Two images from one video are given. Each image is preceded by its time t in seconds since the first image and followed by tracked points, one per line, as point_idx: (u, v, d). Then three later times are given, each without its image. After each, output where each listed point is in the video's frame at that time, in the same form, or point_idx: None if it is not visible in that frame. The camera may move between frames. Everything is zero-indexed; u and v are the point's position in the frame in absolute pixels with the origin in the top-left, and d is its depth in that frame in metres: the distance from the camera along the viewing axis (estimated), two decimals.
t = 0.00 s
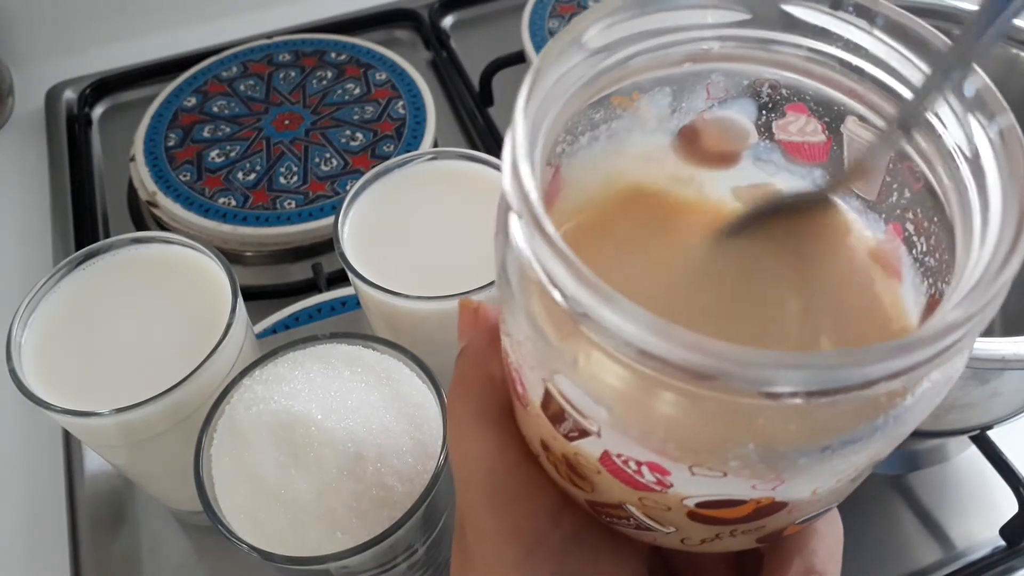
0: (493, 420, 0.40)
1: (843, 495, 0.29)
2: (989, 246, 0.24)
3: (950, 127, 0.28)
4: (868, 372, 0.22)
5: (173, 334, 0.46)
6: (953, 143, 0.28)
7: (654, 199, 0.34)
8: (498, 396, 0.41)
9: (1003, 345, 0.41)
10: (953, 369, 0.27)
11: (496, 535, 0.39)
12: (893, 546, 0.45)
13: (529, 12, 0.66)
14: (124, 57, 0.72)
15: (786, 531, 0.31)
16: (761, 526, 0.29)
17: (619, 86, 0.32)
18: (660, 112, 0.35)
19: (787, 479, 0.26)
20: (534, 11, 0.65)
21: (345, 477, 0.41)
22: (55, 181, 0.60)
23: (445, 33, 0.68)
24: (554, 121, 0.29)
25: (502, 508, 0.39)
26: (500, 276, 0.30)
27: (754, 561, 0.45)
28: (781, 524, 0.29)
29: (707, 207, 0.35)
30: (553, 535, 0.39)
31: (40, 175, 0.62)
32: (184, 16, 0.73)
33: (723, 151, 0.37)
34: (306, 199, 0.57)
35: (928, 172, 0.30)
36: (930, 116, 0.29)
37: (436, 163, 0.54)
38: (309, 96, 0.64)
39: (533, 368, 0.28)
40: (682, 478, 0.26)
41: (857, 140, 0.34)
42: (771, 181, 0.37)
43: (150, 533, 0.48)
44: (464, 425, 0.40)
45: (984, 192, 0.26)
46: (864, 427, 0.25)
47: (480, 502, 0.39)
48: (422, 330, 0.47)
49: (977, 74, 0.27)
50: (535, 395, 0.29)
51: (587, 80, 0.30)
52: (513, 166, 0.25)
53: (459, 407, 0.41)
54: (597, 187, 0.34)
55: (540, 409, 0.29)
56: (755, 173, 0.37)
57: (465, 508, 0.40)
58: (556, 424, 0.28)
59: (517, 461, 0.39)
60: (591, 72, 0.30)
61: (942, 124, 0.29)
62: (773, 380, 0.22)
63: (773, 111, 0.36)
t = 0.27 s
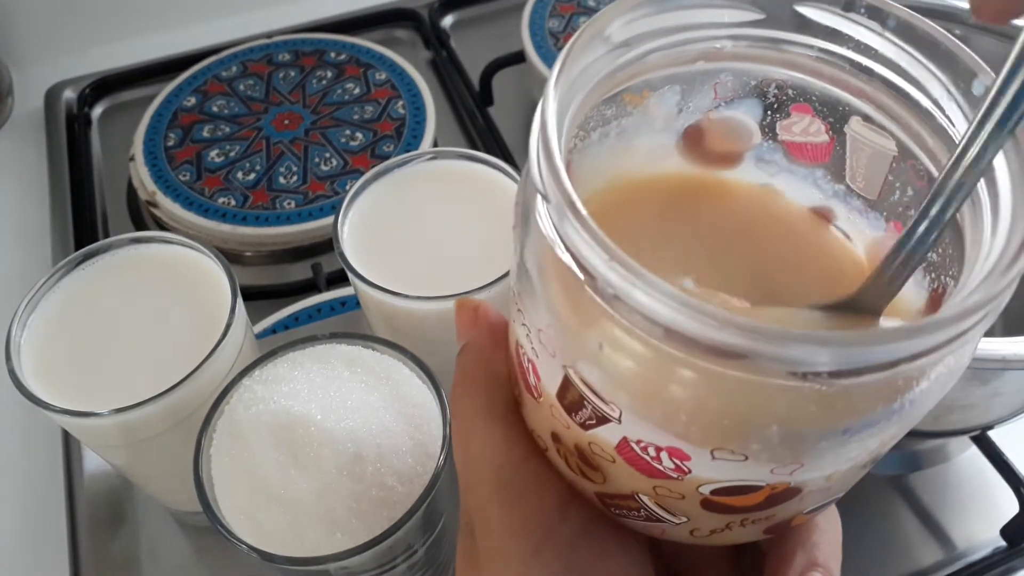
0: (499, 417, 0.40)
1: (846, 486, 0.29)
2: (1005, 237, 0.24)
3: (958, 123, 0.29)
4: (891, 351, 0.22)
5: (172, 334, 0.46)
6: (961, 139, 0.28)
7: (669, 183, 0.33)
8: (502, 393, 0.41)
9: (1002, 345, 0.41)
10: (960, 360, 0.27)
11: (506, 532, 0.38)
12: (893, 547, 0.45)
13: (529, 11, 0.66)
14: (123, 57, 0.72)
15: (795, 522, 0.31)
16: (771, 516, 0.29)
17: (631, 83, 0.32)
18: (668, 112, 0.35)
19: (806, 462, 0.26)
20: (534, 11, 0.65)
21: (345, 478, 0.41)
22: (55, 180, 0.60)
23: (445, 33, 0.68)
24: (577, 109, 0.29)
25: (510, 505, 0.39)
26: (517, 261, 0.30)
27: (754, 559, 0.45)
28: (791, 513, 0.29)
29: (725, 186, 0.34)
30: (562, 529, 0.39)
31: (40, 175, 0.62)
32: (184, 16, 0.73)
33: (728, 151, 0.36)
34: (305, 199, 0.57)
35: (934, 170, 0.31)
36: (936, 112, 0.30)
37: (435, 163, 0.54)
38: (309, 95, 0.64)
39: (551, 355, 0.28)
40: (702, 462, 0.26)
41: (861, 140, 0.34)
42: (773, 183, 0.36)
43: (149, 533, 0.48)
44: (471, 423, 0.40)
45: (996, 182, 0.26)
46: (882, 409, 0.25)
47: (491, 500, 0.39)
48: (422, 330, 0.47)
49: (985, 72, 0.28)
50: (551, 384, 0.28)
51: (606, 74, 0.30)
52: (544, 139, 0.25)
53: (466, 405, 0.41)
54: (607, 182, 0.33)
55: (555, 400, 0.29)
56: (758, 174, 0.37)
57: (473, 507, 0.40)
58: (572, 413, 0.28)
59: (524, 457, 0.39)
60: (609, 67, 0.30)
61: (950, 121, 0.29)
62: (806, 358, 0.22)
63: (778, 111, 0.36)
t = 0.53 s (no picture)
0: (498, 417, 0.39)
1: (848, 481, 0.29)
2: (1000, 230, 0.24)
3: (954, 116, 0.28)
4: (893, 340, 0.22)
5: (171, 335, 0.46)
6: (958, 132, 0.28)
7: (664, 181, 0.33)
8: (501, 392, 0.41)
9: (1004, 345, 0.41)
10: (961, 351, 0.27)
11: (507, 534, 0.38)
12: (896, 547, 0.44)
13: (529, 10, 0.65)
14: (121, 56, 0.72)
15: (795, 519, 0.31)
16: (771, 512, 0.29)
17: (626, 80, 0.32)
18: (664, 110, 0.35)
19: (810, 455, 0.26)
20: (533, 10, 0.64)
21: (344, 479, 0.41)
22: (53, 180, 0.60)
23: (445, 32, 0.68)
24: (576, 105, 0.29)
25: (510, 506, 0.38)
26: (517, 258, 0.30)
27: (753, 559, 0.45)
28: (791, 510, 0.29)
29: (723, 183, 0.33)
30: (562, 531, 0.38)
31: (37, 174, 0.62)
32: (182, 15, 0.73)
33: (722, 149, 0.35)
34: (304, 198, 0.56)
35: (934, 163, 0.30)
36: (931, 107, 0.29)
37: (433, 163, 0.53)
38: (308, 94, 0.64)
39: (550, 351, 0.27)
40: (706, 456, 0.25)
41: (856, 136, 0.34)
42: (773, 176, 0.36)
43: (147, 534, 0.47)
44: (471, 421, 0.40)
45: (993, 176, 0.26)
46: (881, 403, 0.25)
47: (491, 501, 0.39)
48: (422, 330, 0.47)
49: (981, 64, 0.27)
50: (552, 381, 0.28)
51: (604, 70, 0.30)
52: (544, 128, 0.25)
53: (464, 406, 0.41)
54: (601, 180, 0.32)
55: (556, 398, 0.28)
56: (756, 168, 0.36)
57: (474, 509, 0.40)
58: (574, 410, 0.28)
59: (522, 458, 0.38)
60: (607, 63, 0.30)
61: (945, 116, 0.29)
62: (808, 348, 0.22)
63: (773, 109, 0.36)
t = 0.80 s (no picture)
0: (498, 419, 0.39)
1: (851, 481, 0.29)
2: (1000, 231, 0.23)
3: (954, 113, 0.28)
4: (891, 341, 0.22)
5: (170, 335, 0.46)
6: (958, 129, 0.28)
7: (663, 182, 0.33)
8: (501, 394, 0.41)
9: (1003, 345, 0.41)
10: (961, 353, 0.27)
11: (508, 533, 0.38)
12: (896, 547, 0.44)
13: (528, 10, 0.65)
14: (121, 56, 0.72)
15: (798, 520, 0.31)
16: (772, 513, 0.29)
17: (624, 80, 0.32)
18: (666, 108, 0.35)
19: (807, 457, 0.26)
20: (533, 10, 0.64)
21: (344, 479, 0.41)
22: (52, 180, 0.60)
23: (445, 32, 0.68)
24: (575, 103, 0.29)
25: (511, 506, 0.38)
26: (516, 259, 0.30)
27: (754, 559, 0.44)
28: (792, 511, 0.29)
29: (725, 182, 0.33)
30: (563, 531, 0.38)
31: (37, 174, 0.62)
32: (181, 15, 0.73)
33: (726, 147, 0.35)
34: (304, 198, 0.56)
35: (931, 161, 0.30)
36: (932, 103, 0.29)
37: (434, 162, 0.53)
38: (308, 94, 0.64)
39: (548, 352, 0.28)
40: (702, 458, 0.26)
41: (858, 134, 0.34)
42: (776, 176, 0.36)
43: (147, 534, 0.47)
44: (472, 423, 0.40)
45: (994, 176, 0.26)
46: (877, 405, 0.25)
47: (492, 502, 0.39)
48: (422, 330, 0.47)
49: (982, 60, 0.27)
50: (552, 384, 0.28)
51: (602, 69, 0.30)
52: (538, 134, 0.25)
53: (466, 407, 0.41)
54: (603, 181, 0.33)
55: (555, 401, 0.28)
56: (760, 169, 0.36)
57: (475, 509, 0.40)
58: (572, 411, 0.28)
59: (522, 459, 0.38)
60: (604, 63, 0.30)
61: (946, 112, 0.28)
62: (803, 350, 0.22)
63: (777, 106, 0.35)
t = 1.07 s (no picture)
0: (496, 426, 0.39)
1: (844, 486, 0.29)
2: (976, 235, 0.24)
3: (938, 118, 0.29)
4: (871, 348, 0.22)
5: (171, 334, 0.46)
6: (943, 133, 0.28)
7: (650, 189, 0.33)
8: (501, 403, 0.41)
9: (1003, 344, 0.41)
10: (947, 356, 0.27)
11: (504, 540, 0.38)
12: (896, 547, 0.44)
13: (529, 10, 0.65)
14: (121, 55, 0.71)
15: (791, 527, 0.31)
16: (765, 520, 0.28)
17: (609, 90, 0.33)
18: (654, 117, 0.36)
19: (788, 466, 0.25)
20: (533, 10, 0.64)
21: (344, 479, 0.41)
22: (53, 180, 0.60)
23: (445, 32, 0.68)
24: (551, 118, 0.29)
25: (508, 512, 0.38)
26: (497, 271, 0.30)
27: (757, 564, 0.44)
28: (785, 518, 0.29)
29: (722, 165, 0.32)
30: (560, 538, 0.39)
31: (37, 174, 0.62)
32: (181, 14, 0.73)
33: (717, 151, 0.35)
34: (304, 198, 0.56)
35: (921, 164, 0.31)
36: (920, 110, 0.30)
37: (434, 162, 0.53)
38: (308, 94, 0.64)
39: (533, 366, 0.27)
40: (684, 468, 0.25)
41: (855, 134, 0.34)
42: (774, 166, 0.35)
43: (147, 534, 0.47)
44: (470, 430, 0.40)
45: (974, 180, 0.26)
46: (861, 412, 0.25)
47: (490, 510, 0.38)
48: (422, 330, 0.47)
49: (962, 65, 0.28)
50: (537, 395, 0.28)
51: (581, 82, 0.30)
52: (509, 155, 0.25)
53: (465, 413, 0.41)
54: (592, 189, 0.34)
55: (542, 410, 0.28)
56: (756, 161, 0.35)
57: (473, 517, 0.40)
58: (558, 421, 0.28)
59: (520, 466, 0.39)
60: (585, 74, 0.30)
61: (932, 116, 0.29)
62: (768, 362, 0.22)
63: (766, 111, 0.36)
